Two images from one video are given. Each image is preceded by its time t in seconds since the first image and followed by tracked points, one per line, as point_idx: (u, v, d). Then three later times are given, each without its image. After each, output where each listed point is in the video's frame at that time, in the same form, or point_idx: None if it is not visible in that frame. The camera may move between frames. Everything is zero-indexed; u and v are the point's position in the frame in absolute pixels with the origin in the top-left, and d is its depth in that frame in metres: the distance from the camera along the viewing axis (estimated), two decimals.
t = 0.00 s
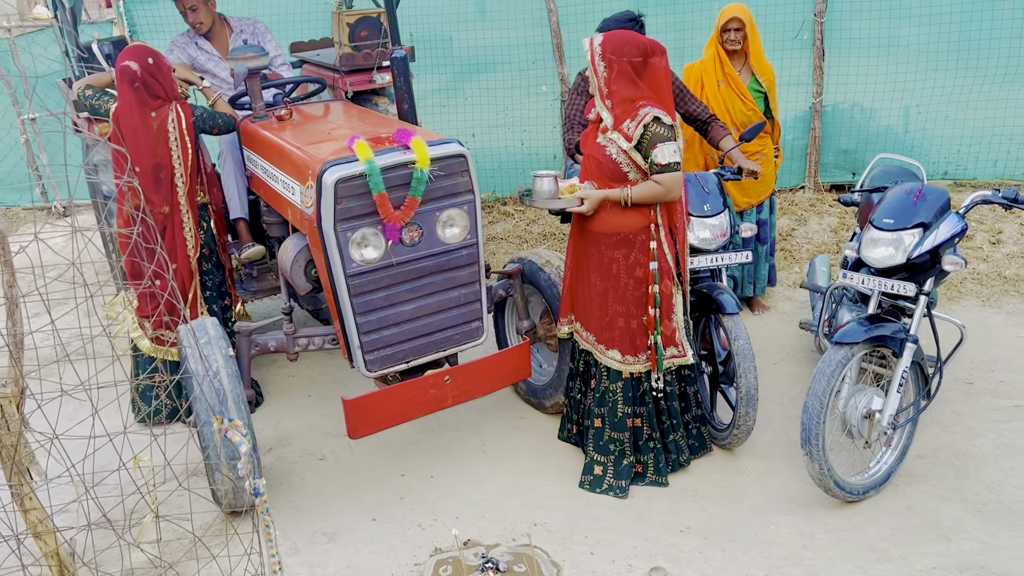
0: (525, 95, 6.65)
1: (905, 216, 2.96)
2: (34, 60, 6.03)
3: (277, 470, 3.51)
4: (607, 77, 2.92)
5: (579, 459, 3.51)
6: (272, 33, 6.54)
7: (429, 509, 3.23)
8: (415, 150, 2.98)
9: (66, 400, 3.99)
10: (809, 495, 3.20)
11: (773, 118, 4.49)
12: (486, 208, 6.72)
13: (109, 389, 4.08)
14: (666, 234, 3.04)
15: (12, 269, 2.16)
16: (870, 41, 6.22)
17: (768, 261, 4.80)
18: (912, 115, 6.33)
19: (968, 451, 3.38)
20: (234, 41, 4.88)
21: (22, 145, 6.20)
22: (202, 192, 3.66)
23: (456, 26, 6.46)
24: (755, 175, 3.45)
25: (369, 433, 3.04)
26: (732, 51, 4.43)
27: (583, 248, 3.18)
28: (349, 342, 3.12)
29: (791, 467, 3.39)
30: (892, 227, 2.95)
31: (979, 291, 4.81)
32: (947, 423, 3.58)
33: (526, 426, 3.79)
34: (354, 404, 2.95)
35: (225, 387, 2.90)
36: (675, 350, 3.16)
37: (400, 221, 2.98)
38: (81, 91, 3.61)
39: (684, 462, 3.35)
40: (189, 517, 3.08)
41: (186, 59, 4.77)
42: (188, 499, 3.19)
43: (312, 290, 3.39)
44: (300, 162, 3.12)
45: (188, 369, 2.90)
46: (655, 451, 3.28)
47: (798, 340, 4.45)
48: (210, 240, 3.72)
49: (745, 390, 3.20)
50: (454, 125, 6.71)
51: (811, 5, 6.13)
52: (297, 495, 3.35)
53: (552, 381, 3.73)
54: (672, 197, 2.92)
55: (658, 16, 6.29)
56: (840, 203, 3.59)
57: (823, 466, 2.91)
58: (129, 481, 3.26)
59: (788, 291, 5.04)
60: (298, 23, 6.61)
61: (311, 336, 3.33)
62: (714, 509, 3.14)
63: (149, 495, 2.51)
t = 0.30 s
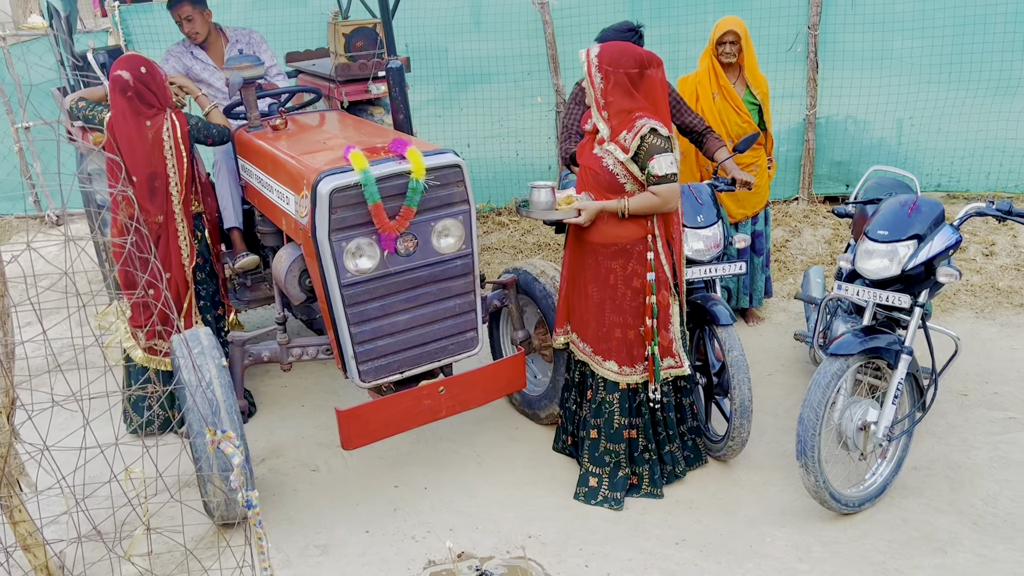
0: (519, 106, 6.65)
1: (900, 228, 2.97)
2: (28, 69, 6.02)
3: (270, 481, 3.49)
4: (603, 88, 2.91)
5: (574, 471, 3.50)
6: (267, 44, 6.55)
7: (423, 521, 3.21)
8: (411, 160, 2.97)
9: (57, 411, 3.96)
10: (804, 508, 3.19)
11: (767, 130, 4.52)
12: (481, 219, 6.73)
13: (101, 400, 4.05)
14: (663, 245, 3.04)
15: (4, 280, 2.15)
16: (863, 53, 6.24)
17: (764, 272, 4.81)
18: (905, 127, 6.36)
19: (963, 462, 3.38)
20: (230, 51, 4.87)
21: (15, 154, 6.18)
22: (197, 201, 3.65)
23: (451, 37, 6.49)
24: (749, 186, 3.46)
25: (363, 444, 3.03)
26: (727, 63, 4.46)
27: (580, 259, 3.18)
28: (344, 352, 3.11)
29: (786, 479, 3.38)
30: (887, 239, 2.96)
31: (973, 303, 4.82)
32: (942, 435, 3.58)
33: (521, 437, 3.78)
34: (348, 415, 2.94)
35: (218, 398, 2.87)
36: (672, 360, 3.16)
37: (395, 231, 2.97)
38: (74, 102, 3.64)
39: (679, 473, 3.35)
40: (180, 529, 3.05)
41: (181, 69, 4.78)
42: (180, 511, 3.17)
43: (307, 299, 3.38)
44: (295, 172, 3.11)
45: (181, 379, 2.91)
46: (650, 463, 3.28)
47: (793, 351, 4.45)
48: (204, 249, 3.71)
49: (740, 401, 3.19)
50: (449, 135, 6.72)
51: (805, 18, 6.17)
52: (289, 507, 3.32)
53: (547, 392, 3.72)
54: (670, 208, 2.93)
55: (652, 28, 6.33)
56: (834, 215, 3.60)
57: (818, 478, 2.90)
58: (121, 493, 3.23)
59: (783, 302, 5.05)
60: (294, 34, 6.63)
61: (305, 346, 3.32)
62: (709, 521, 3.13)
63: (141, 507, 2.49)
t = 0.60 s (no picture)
0: (519, 120, 6.66)
1: (900, 244, 2.97)
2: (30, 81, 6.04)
3: (269, 495, 3.47)
4: (606, 103, 2.92)
5: (573, 486, 3.49)
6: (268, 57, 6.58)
7: (423, 536, 3.20)
8: (412, 174, 2.98)
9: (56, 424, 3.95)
10: (805, 524, 3.18)
11: (767, 145, 4.53)
12: (481, 232, 6.74)
13: (102, 413, 4.04)
14: (665, 259, 3.05)
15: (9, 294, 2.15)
16: (861, 69, 6.28)
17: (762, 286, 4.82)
18: (904, 142, 6.38)
19: (964, 479, 3.37)
20: (230, 64, 4.89)
21: (16, 166, 6.19)
22: (198, 215, 3.65)
23: (451, 51, 6.54)
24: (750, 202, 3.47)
25: (363, 459, 3.01)
26: (727, 79, 4.47)
27: (582, 274, 3.18)
28: (344, 366, 3.10)
29: (787, 495, 3.37)
30: (887, 255, 2.97)
31: (972, 318, 4.83)
32: (942, 451, 3.58)
33: (520, 452, 3.77)
34: (348, 430, 2.92)
35: (219, 413, 2.87)
36: (675, 374, 3.15)
37: (396, 245, 2.96)
38: (75, 117, 3.65)
39: (681, 488, 3.34)
40: (181, 544, 3.04)
41: (182, 82, 4.79)
42: (181, 525, 3.15)
43: (307, 313, 3.37)
44: (297, 186, 3.11)
45: (181, 393, 2.90)
46: (651, 478, 3.27)
47: (793, 366, 4.45)
48: (205, 262, 3.70)
49: (741, 416, 3.19)
50: (449, 149, 6.74)
51: (804, 34, 6.21)
52: (288, 521, 3.31)
53: (547, 406, 3.72)
54: (671, 223, 2.94)
55: (652, 43, 6.36)
56: (833, 229, 3.61)
57: (819, 495, 2.89)
58: (121, 507, 3.22)
59: (783, 317, 5.05)
60: (295, 47, 6.66)
61: (305, 359, 3.29)
62: (710, 537, 3.12)
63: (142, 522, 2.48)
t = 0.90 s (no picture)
0: (522, 126, 6.68)
1: (903, 252, 2.98)
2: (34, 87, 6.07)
3: (271, 501, 3.47)
4: (629, 110, 2.91)
5: (575, 493, 3.49)
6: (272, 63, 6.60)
7: (425, 542, 3.20)
8: (415, 180, 2.99)
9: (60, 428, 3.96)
10: (807, 531, 3.18)
11: (768, 153, 4.54)
12: (483, 238, 6.77)
13: (106, 418, 4.05)
14: (668, 265, 3.05)
15: (14, 299, 2.16)
16: (864, 77, 6.30)
17: (765, 293, 4.81)
18: (906, 150, 6.39)
19: (966, 487, 3.37)
20: (234, 71, 4.91)
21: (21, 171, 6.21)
22: (201, 220, 3.67)
23: (454, 58, 6.56)
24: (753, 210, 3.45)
25: (365, 464, 3.01)
26: (729, 86, 4.46)
27: (585, 281, 3.19)
28: (347, 372, 3.11)
29: (788, 502, 3.37)
30: (889, 262, 2.97)
31: (974, 325, 4.83)
32: (944, 459, 3.58)
33: (522, 458, 3.77)
34: (350, 436, 2.93)
35: (222, 418, 2.87)
36: (677, 380, 3.17)
37: (398, 251, 2.98)
38: (79, 121, 3.63)
39: (682, 494, 3.35)
40: (185, 548, 3.04)
41: (186, 88, 4.80)
42: (184, 530, 3.15)
43: (310, 319, 3.37)
44: (300, 192, 3.12)
45: (184, 398, 2.91)
46: (653, 485, 3.27)
47: (795, 373, 4.45)
48: (208, 267, 3.71)
49: (743, 424, 3.19)
50: (451, 155, 6.76)
51: (806, 41, 6.22)
52: (290, 527, 3.31)
53: (549, 412, 3.72)
54: (676, 229, 2.94)
55: (654, 50, 6.38)
56: (835, 237, 3.61)
57: (821, 502, 2.89)
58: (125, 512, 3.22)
59: (784, 324, 5.06)
60: (298, 52, 6.68)
61: (308, 365, 3.28)
62: (712, 545, 3.11)
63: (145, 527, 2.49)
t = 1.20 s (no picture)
0: (524, 134, 6.70)
1: (903, 260, 3.00)
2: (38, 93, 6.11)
3: (272, 506, 3.48)
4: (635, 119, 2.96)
5: (576, 500, 3.49)
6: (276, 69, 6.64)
7: (425, 547, 3.20)
8: (418, 187, 3.01)
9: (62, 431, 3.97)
10: (807, 538, 3.18)
11: (770, 161, 4.55)
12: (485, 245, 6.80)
13: (108, 422, 4.07)
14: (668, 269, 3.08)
15: (19, 302, 2.18)
16: (866, 86, 6.32)
17: (767, 301, 4.82)
18: (908, 159, 6.41)
19: (966, 495, 3.37)
20: (238, 77, 4.93)
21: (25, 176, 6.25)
22: (206, 226, 3.68)
23: (457, 66, 6.59)
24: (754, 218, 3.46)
25: (366, 469, 3.02)
26: (730, 94, 4.48)
27: (585, 288, 3.19)
28: (349, 378, 3.12)
29: (789, 510, 3.37)
30: (889, 271, 2.99)
31: (975, 334, 4.83)
32: (944, 467, 3.58)
33: (523, 464, 3.78)
34: (352, 441, 2.94)
35: (224, 423, 2.89)
36: (677, 385, 3.19)
37: (401, 257, 3.00)
38: (85, 125, 3.69)
39: (682, 500, 3.35)
40: (186, 552, 3.05)
41: (191, 94, 4.81)
42: (185, 534, 3.17)
43: (312, 324, 3.38)
44: (304, 198, 3.13)
45: (187, 403, 2.92)
46: (654, 491, 3.27)
47: (796, 381, 4.45)
48: (212, 272, 3.73)
49: (742, 431, 3.19)
50: (454, 162, 6.78)
51: (808, 50, 6.25)
52: (291, 531, 3.32)
53: (550, 419, 3.74)
54: (677, 235, 2.98)
55: (657, 58, 6.41)
56: (836, 245, 3.63)
57: (821, 509, 2.90)
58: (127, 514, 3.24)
59: (785, 332, 5.07)
60: (302, 59, 6.72)
61: (310, 370, 3.29)
62: (712, 552, 3.12)
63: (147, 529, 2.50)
